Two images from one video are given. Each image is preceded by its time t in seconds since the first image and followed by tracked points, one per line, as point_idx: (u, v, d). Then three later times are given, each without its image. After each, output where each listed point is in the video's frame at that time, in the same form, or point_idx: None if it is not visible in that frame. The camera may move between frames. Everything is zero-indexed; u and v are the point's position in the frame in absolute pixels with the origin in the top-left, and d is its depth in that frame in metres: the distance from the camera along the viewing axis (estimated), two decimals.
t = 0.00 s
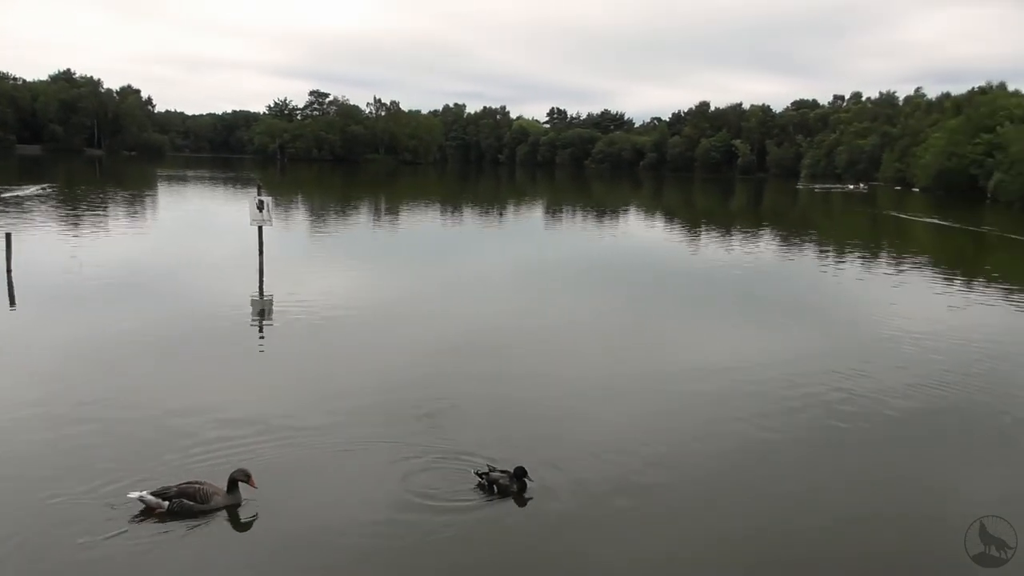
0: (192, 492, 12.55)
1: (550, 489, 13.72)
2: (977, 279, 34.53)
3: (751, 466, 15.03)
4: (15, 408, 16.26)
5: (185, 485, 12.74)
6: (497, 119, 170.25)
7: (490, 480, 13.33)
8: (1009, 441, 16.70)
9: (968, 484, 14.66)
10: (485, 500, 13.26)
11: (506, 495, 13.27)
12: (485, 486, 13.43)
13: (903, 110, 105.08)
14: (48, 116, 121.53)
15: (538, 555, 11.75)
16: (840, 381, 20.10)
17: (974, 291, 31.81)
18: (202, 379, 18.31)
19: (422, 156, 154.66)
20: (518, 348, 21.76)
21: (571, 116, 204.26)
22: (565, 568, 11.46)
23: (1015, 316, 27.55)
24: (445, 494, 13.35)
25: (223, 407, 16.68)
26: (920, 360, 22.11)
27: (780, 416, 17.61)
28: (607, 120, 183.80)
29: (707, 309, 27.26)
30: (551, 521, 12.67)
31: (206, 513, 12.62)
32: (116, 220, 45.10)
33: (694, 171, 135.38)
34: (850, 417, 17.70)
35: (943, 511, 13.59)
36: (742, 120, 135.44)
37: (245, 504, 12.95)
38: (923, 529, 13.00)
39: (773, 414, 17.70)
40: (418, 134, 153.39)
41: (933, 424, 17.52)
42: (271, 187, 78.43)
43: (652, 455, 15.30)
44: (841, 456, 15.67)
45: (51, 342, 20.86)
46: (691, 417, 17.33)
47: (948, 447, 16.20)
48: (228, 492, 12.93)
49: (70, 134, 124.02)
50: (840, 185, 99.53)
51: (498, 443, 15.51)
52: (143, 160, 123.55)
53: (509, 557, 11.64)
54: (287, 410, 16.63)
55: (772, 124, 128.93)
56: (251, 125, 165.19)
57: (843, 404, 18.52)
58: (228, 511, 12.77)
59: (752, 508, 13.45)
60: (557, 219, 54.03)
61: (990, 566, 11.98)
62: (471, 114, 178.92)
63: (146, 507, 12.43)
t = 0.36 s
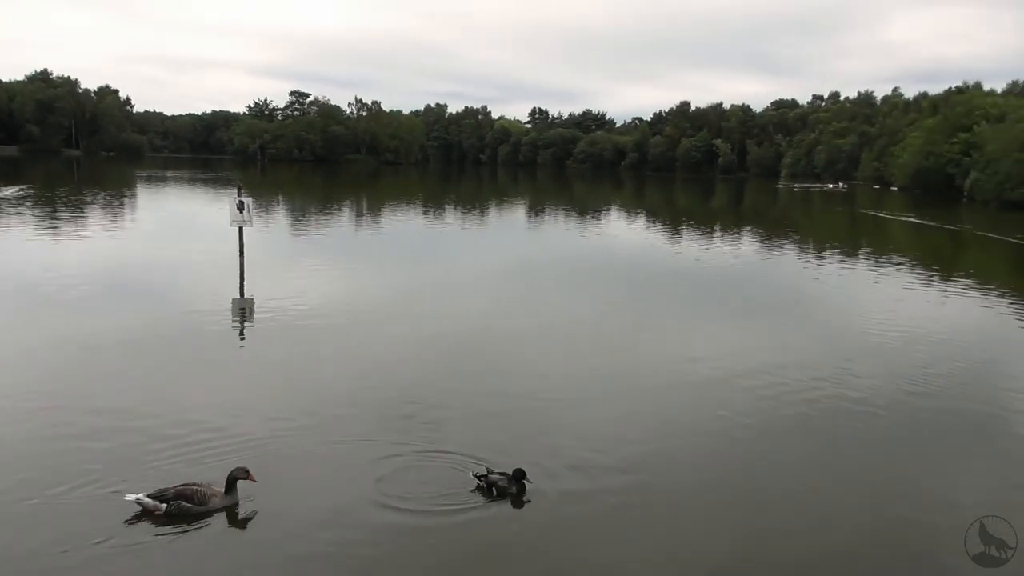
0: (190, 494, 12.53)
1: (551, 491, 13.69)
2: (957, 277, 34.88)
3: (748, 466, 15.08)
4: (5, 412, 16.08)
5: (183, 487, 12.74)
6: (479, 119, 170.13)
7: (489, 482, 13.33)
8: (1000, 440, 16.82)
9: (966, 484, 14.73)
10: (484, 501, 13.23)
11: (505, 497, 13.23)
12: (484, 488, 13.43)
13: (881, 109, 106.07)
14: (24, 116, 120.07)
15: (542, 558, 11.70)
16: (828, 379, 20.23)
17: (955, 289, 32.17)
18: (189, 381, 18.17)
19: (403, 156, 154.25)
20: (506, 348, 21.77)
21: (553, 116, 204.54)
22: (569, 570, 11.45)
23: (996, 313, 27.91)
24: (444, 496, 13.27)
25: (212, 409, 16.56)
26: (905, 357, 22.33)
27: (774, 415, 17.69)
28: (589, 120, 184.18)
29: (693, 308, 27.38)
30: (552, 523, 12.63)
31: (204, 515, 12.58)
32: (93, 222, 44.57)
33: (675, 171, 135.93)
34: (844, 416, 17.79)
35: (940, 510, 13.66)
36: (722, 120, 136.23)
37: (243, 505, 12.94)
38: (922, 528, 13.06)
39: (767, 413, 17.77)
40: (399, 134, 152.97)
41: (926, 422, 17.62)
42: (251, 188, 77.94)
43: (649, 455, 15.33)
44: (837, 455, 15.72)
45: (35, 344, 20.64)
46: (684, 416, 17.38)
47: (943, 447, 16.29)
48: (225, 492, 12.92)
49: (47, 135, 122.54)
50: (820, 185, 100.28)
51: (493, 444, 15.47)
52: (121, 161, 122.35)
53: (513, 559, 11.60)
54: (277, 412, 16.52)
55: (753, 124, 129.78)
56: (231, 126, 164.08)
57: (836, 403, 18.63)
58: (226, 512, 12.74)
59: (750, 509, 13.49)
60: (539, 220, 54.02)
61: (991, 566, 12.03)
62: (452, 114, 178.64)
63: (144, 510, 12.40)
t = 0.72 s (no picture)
0: (189, 494, 12.45)
1: (552, 492, 13.69)
2: (939, 275, 35.25)
3: (746, 467, 15.15)
4: None
5: (181, 488, 12.63)
6: (462, 119, 169.98)
7: (488, 485, 13.29)
8: (993, 438, 16.95)
9: (962, 482, 14.86)
10: (484, 503, 13.19)
11: (504, 499, 13.17)
12: (483, 490, 13.40)
13: (861, 109, 107.03)
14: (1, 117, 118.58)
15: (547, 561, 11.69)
16: (818, 378, 20.36)
17: (937, 287, 32.52)
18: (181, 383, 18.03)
19: (386, 157, 153.77)
20: (496, 349, 21.71)
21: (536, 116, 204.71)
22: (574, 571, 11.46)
23: (978, 311, 28.23)
24: (436, 502, 13.10)
25: (204, 412, 16.42)
26: (891, 356, 22.53)
27: (769, 415, 17.79)
28: (572, 120, 184.49)
29: (680, 308, 27.39)
30: (555, 524, 12.62)
31: (203, 515, 12.53)
32: (74, 223, 44.07)
33: (658, 170, 136.37)
34: (839, 416, 17.91)
35: (938, 509, 13.77)
36: (704, 120, 136.91)
37: (242, 505, 12.91)
38: (922, 527, 13.15)
39: (762, 413, 17.86)
40: (382, 135, 152.47)
41: (920, 422, 17.77)
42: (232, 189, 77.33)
43: (647, 456, 15.37)
44: (833, 455, 15.82)
45: (23, 346, 20.42)
46: (678, 417, 17.42)
47: (938, 448, 16.38)
48: (223, 492, 12.89)
49: (26, 136, 121.06)
50: (801, 184, 100.93)
51: (490, 446, 15.41)
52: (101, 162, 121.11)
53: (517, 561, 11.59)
54: (270, 416, 16.40)
55: (734, 124, 130.52)
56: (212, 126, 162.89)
57: (830, 402, 18.74)
58: (225, 512, 12.72)
59: (750, 509, 13.55)
60: (523, 220, 54.01)
61: (992, 566, 12.13)
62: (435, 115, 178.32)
63: (142, 511, 12.31)
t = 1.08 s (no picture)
0: (190, 496, 12.46)
1: (552, 494, 13.69)
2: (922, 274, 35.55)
3: (743, 467, 15.20)
4: None
5: (182, 489, 12.64)
6: (446, 120, 169.78)
7: (487, 487, 13.22)
8: (985, 437, 17.09)
9: (958, 481, 14.93)
10: (483, 506, 13.16)
11: (504, 502, 13.15)
12: (481, 491, 13.36)
13: (842, 109, 107.82)
14: None
15: (549, 563, 11.67)
16: (808, 377, 20.52)
17: (921, 285, 32.83)
18: (174, 385, 17.95)
19: (370, 158, 153.34)
20: (489, 351, 21.68)
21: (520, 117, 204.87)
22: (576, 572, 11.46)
23: (961, 309, 28.55)
24: (424, 508, 12.94)
25: (200, 414, 16.34)
26: (879, 354, 22.73)
27: (763, 415, 17.88)
28: (556, 120, 184.76)
29: (669, 308, 27.50)
30: (556, 526, 12.61)
31: (204, 516, 12.55)
32: (55, 225, 43.68)
33: (641, 170, 136.78)
34: (833, 415, 18.02)
35: (937, 509, 13.82)
36: (687, 120, 137.47)
37: (242, 504, 12.95)
38: (919, 526, 13.23)
39: (757, 413, 17.95)
40: (366, 135, 152.04)
41: (913, 421, 17.87)
42: (215, 189, 76.84)
43: (645, 457, 15.40)
44: (829, 454, 15.91)
45: (13, 350, 20.25)
46: (674, 417, 17.48)
47: (931, 447, 16.48)
48: (223, 492, 12.93)
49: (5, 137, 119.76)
50: (783, 184, 101.54)
51: (486, 446, 15.42)
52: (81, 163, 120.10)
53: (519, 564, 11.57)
54: (265, 418, 16.36)
55: (717, 124, 131.14)
56: (194, 127, 161.85)
57: (823, 402, 18.86)
58: (226, 512, 12.74)
59: (750, 509, 13.60)
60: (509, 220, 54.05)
61: (992, 566, 12.15)
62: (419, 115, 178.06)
63: (144, 513, 12.33)
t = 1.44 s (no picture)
0: (191, 496, 12.45)
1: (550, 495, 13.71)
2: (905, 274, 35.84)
3: (739, 467, 15.26)
4: None
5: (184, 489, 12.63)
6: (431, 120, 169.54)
7: (485, 489, 13.18)
8: (976, 436, 17.24)
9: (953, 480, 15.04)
10: (481, 508, 13.14)
11: (501, 504, 13.14)
12: (480, 493, 13.33)
13: (824, 110, 108.60)
14: None
15: (550, 565, 11.67)
16: (798, 376, 20.66)
17: (904, 284, 33.15)
18: (166, 387, 17.86)
19: (354, 158, 152.86)
20: (478, 351, 21.63)
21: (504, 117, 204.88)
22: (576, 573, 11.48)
23: (945, 309, 28.80)
24: (422, 511, 12.90)
25: (194, 416, 16.27)
26: (868, 354, 22.89)
27: (757, 414, 18.00)
28: (540, 120, 184.95)
29: (656, 308, 27.55)
30: (556, 528, 12.62)
31: (206, 515, 12.54)
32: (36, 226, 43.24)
33: (625, 171, 137.13)
34: (826, 414, 18.16)
35: (933, 509, 13.90)
36: (671, 120, 137.94)
37: (242, 504, 12.93)
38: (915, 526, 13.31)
39: (751, 412, 18.06)
40: (350, 136, 151.53)
41: (905, 420, 18.02)
42: (196, 190, 76.28)
43: (642, 458, 15.43)
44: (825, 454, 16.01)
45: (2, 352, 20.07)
46: (668, 417, 17.54)
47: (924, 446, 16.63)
48: (224, 491, 12.90)
49: None
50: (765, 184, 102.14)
51: (483, 447, 15.44)
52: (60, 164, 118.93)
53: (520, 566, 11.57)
54: (259, 419, 16.29)
55: (700, 124, 131.70)
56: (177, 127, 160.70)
57: (815, 401, 19.00)
58: (227, 512, 12.72)
59: (748, 509, 13.67)
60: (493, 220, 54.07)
61: (991, 566, 12.21)
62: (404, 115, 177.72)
63: (146, 512, 12.34)
